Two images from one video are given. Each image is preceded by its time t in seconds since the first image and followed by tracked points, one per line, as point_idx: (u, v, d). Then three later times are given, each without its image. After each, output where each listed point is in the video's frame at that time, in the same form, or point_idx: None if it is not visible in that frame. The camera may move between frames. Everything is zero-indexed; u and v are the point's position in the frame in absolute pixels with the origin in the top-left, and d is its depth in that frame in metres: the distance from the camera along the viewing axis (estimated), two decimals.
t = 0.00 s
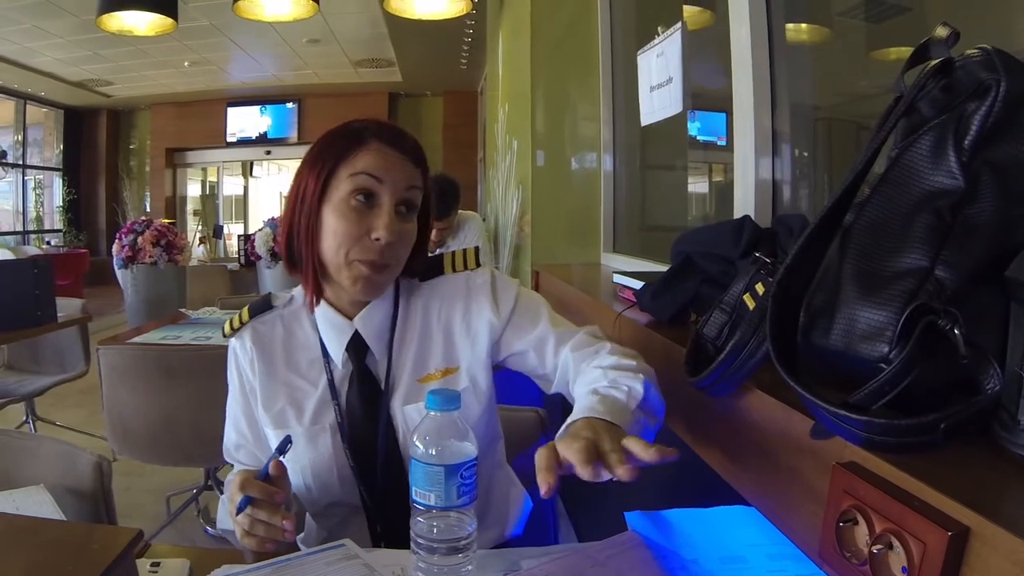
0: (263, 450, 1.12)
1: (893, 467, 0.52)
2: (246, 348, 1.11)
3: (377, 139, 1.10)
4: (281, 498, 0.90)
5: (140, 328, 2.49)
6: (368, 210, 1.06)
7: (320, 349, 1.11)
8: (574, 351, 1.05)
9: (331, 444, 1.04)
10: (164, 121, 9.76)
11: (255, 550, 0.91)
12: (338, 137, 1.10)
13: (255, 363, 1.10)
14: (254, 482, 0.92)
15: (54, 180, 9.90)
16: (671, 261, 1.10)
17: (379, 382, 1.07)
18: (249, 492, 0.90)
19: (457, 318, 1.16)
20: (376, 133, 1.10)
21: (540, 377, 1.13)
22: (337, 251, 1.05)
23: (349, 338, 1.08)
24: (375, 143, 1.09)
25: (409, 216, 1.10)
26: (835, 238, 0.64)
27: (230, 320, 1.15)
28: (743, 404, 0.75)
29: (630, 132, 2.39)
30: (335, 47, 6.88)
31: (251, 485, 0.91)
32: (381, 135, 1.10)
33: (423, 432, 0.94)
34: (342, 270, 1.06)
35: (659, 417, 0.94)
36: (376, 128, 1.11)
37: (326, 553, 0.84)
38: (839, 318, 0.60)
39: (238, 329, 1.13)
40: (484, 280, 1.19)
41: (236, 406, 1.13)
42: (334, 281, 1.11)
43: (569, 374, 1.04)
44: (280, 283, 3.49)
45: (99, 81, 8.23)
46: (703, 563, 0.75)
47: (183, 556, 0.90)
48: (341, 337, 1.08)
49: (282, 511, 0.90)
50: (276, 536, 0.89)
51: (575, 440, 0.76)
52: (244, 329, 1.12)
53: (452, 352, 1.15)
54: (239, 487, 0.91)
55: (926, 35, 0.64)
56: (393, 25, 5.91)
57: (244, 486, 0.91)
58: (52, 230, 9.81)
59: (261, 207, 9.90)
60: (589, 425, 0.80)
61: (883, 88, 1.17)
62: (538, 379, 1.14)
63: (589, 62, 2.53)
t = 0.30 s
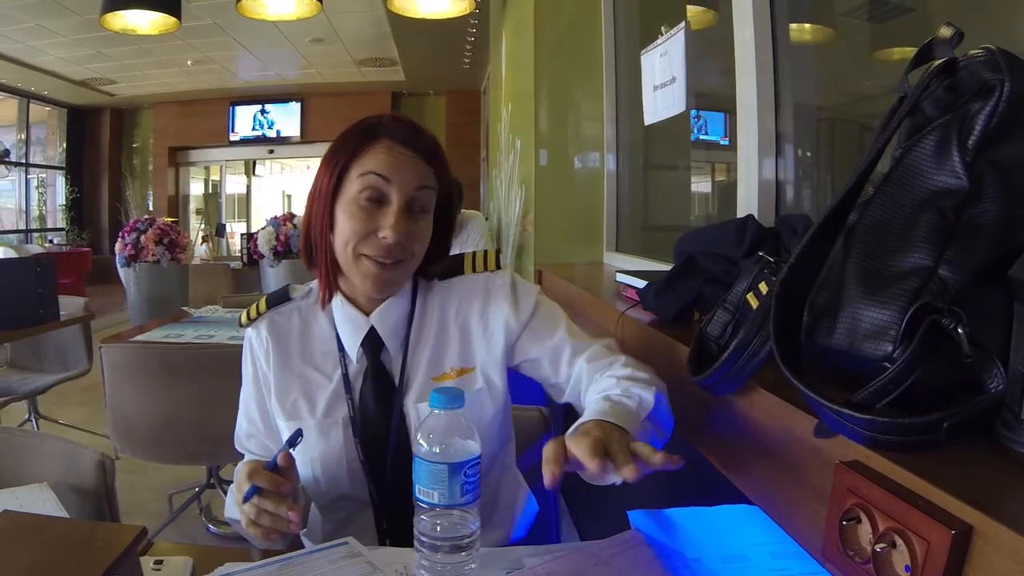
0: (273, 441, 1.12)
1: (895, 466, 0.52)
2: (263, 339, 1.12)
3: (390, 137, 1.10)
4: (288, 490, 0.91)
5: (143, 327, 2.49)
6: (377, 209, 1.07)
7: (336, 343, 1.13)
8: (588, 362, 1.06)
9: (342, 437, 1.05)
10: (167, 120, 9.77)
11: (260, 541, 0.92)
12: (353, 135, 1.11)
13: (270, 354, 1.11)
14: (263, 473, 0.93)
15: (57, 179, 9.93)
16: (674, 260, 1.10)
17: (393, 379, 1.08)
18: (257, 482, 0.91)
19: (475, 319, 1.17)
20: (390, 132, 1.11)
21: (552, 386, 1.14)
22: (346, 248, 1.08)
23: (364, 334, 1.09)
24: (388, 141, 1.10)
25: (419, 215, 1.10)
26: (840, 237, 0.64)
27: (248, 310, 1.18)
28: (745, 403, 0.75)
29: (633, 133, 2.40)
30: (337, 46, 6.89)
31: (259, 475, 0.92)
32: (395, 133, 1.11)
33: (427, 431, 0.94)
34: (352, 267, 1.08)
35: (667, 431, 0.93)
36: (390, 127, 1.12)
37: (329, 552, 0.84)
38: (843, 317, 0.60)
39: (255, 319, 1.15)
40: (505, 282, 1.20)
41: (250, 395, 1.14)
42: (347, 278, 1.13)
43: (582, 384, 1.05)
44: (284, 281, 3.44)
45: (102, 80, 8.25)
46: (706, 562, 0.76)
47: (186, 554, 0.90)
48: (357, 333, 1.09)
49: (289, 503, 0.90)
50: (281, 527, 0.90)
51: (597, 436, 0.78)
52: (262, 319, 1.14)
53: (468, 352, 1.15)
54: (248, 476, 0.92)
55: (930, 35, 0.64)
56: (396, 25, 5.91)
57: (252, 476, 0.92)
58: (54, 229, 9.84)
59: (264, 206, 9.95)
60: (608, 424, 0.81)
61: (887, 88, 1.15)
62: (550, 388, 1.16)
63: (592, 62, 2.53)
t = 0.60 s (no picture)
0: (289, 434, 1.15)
1: (896, 466, 0.52)
2: (281, 331, 1.16)
3: (397, 133, 1.14)
4: (292, 486, 0.92)
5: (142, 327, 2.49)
6: (379, 206, 1.10)
7: (353, 340, 1.14)
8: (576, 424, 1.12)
9: (354, 434, 1.06)
10: (165, 120, 9.76)
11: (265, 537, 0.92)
12: (363, 134, 1.16)
13: (287, 346, 1.14)
14: (269, 471, 0.94)
15: (55, 179, 9.91)
16: (673, 259, 1.10)
17: (409, 382, 1.09)
18: (262, 479, 0.93)
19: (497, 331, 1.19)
20: (397, 129, 1.14)
21: (535, 423, 1.19)
22: (352, 244, 1.13)
23: (382, 332, 1.11)
24: (393, 138, 1.13)
25: (422, 212, 1.12)
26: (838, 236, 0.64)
27: (267, 302, 1.25)
28: (744, 403, 0.75)
29: (632, 133, 2.38)
30: (335, 46, 6.88)
31: (264, 473, 0.94)
32: (402, 130, 1.14)
33: (427, 431, 0.94)
34: (358, 263, 1.13)
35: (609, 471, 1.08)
36: (397, 123, 1.15)
37: (330, 552, 0.84)
38: (842, 317, 0.60)
39: (275, 312, 1.20)
40: (532, 302, 1.23)
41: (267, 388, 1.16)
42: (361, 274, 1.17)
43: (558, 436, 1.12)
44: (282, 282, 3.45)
45: (100, 80, 8.23)
46: (706, 562, 0.76)
47: (186, 555, 0.90)
48: (375, 333, 1.11)
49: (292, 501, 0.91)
50: (287, 524, 0.91)
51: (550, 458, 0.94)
52: (280, 311, 1.19)
53: (486, 359, 1.17)
54: (253, 474, 0.93)
55: (928, 35, 0.64)
56: (394, 25, 5.91)
57: (258, 474, 0.93)
58: (52, 229, 9.82)
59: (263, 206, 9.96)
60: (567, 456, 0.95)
61: (885, 88, 1.16)
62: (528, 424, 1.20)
63: (591, 61, 2.53)
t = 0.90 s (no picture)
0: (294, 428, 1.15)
1: (895, 464, 0.52)
2: (288, 324, 1.16)
3: (428, 138, 1.14)
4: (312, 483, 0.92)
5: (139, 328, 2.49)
6: (402, 211, 1.11)
7: (362, 341, 1.15)
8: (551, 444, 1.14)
9: (361, 436, 1.06)
10: (161, 120, 9.74)
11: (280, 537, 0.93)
12: (393, 135, 1.16)
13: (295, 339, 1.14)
14: (288, 466, 0.94)
15: (51, 180, 9.89)
16: (671, 259, 1.10)
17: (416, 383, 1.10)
18: (282, 475, 0.92)
19: (507, 338, 1.17)
20: (428, 134, 1.14)
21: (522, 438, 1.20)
22: (372, 246, 1.13)
23: (391, 334, 1.12)
24: (423, 142, 1.13)
25: (447, 221, 1.12)
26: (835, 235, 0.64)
27: (273, 295, 1.27)
28: (743, 403, 0.75)
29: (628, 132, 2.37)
30: (332, 46, 6.87)
31: (284, 469, 0.93)
32: (433, 136, 1.14)
33: (425, 431, 0.94)
34: (376, 265, 1.13)
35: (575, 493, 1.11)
36: (428, 127, 1.15)
37: (329, 552, 0.84)
38: (839, 316, 0.60)
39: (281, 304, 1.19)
40: (544, 311, 1.22)
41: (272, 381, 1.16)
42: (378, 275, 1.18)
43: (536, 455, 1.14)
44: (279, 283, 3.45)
45: (96, 80, 8.20)
46: (705, 561, 0.76)
47: (185, 556, 0.90)
48: (384, 335, 1.12)
49: (312, 500, 0.91)
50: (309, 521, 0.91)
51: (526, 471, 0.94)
52: (287, 304, 1.18)
53: (496, 365, 1.16)
54: (273, 471, 0.93)
55: (925, 34, 0.64)
56: (390, 24, 5.90)
57: (278, 470, 0.93)
58: (49, 230, 9.80)
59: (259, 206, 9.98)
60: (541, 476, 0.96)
61: (881, 87, 1.16)
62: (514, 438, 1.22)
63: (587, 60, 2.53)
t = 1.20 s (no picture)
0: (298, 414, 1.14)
1: (895, 463, 0.52)
2: (307, 311, 1.17)
3: (428, 130, 1.14)
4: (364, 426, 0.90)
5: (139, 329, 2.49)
6: (416, 206, 1.11)
7: (377, 338, 1.15)
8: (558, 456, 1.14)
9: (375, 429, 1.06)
10: (161, 121, 9.74)
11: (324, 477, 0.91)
12: (391, 131, 1.16)
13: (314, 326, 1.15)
14: (339, 407, 0.92)
15: (52, 181, 9.90)
16: (672, 259, 1.10)
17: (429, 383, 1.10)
18: (333, 414, 0.91)
19: (522, 342, 1.18)
20: (427, 127, 1.15)
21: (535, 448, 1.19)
22: (388, 245, 1.13)
23: (405, 334, 1.12)
24: (425, 135, 1.13)
25: (462, 209, 1.13)
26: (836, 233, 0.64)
27: (292, 282, 1.28)
28: (745, 403, 0.75)
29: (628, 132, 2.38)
30: (332, 46, 6.87)
31: (335, 408, 0.91)
32: (432, 127, 1.14)
33: (425, 433, 0.94)
34: (396, 264, 1.13)
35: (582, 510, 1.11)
36: (425, 118, 1.16)
37: (331, 552, 0.84)
38: (839, 315, 0.60)
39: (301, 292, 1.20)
40: (559, 316, 1.22)
41: (283, 364, 1.16)
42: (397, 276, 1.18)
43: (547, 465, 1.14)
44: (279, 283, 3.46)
45: (95, 81, 8.20)
46: (706, 561, 0.76)
47: (186, 557, 0.90)
48: (398, 333, 1.12)
49: (359, 442, 0.90)
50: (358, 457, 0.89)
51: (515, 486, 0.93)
52: (307, 294, 1.20)
53: (511, 370, 1.16)
54: (325, 406, 0.91)
55: (925, 32, 0.64)
56: (389, 25, 5.90)
57: (329, 408, 0.91)
58: (49, 231, 9.80)
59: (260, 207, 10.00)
60: (535, 484, 0.98)
61: (882, 86, 1.16)
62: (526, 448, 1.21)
63: (587, 60, 2.53)
